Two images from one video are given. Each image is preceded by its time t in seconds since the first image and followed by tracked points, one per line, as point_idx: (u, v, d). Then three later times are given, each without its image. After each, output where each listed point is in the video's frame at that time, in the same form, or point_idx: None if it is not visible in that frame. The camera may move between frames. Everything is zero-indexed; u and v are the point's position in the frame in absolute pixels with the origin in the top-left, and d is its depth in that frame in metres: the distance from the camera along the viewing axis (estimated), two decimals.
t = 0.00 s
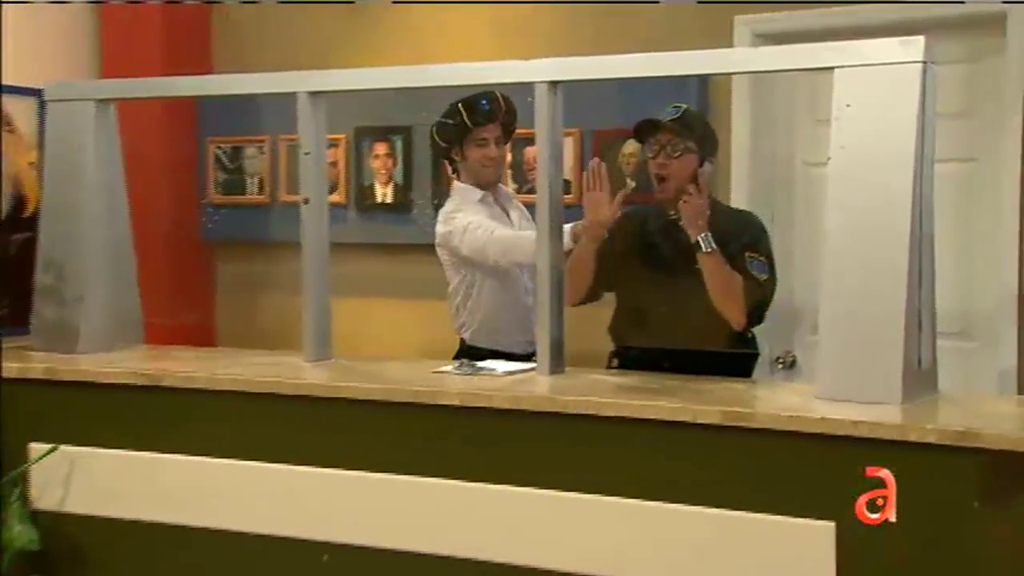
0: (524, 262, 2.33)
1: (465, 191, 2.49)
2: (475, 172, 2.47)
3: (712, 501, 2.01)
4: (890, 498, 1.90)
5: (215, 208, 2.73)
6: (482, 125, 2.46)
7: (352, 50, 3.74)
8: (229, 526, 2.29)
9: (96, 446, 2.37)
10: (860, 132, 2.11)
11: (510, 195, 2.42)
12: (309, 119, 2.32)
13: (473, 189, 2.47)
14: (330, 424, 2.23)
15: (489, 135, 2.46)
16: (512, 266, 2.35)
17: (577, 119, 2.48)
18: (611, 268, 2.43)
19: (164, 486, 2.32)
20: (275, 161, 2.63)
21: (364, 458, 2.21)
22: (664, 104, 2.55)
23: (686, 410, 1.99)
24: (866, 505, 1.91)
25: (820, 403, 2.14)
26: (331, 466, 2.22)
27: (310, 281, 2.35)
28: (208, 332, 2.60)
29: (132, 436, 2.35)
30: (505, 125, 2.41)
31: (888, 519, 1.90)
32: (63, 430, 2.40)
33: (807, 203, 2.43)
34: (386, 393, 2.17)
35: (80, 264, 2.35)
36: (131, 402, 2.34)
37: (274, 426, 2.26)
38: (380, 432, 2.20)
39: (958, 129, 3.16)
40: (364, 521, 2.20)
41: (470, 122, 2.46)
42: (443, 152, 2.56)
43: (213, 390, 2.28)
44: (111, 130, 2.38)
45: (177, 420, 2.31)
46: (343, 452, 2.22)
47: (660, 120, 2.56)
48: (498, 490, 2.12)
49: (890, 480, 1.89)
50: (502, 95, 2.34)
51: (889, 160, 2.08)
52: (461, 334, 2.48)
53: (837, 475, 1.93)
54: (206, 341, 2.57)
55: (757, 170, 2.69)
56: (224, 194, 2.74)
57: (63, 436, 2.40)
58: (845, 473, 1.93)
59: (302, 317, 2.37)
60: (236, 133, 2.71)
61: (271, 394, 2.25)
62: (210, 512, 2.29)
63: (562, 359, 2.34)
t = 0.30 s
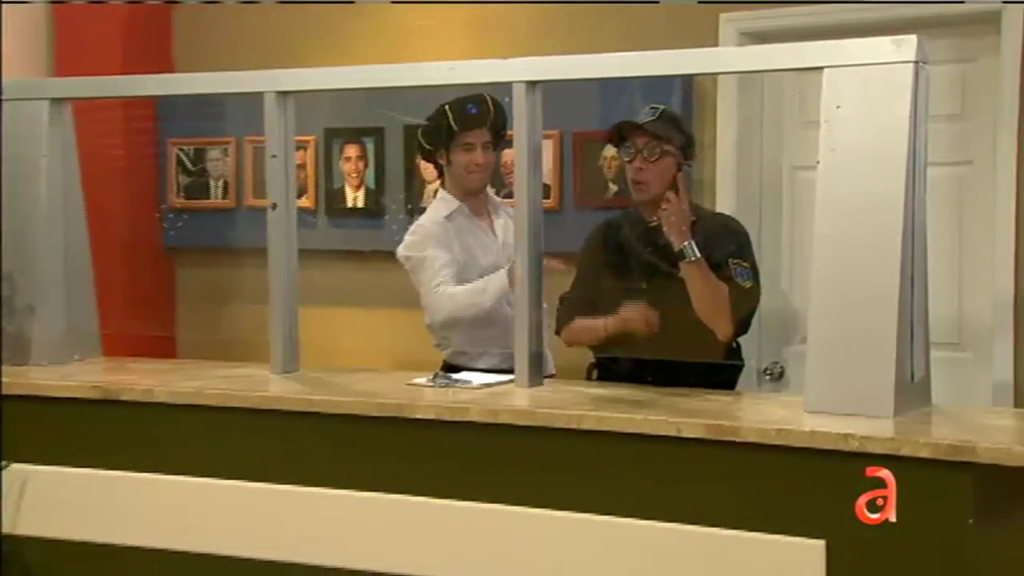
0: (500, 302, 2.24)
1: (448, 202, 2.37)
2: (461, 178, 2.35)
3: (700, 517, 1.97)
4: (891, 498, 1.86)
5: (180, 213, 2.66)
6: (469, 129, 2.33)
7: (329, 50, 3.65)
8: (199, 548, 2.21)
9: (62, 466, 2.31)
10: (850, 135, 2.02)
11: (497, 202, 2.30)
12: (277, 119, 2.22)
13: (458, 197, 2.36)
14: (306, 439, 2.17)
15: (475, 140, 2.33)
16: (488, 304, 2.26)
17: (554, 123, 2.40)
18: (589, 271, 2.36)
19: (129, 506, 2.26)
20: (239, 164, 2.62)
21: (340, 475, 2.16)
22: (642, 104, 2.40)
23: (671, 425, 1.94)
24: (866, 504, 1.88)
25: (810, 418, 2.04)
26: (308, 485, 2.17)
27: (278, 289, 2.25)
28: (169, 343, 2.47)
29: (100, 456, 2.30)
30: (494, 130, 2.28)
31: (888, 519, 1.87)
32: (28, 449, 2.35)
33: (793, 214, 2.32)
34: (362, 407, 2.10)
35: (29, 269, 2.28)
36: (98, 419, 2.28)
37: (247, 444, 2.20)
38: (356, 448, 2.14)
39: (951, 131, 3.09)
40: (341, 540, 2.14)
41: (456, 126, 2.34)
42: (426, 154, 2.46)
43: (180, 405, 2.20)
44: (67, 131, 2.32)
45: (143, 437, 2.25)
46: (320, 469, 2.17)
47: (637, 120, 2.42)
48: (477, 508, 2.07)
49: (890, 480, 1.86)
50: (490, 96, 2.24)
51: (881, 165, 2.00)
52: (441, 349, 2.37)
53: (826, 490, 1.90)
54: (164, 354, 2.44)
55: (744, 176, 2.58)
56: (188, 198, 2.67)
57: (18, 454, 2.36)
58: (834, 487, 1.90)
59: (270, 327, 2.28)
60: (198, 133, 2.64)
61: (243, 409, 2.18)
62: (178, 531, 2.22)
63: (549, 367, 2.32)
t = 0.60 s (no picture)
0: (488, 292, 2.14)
1: (419, 207, 2.30)
2: (431, 184, 2.28)
3: (692, 533, 1.91)
4: (891, 497, 1.79)
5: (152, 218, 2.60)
6: (438, 132, 2.26)
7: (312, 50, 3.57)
8: (174, 566, 2.14)
9: (32, 482, 2.24)
10: (843, 138, 1.95)
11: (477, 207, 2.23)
12: (250, 121, 2.15)
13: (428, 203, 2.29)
14: (282, 453, 2.09)
15: (445, 143, 2.27)
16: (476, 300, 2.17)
17: (538, 126, 2.32)
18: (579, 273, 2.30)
19: (101, 522, 2.19)
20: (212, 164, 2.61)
21: (318, 489, 2.08)
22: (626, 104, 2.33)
23: (660, 438, 1.87)
24: (865, 505, 1.81)
25: (804, 429, 1.97)
26: (284, 499, 2.10)
27: (252, 297, 2.17)
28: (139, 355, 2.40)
29: (72, 471, 2.23)
30: (464, 132, 2.22)
31: (888, 519, 1.80)
32: None
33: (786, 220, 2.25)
34: (340, 420, 2.03)
35: None
36: (68, 433, 2.21)
37: (222, 458, 2.13)
38: (334, 461, 2.07)
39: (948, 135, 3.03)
40: (320, 557, 2.06)
41: (424, 129, 2.26)
42: (395, 159, 2.39)
43: (152, 418, 2.13)
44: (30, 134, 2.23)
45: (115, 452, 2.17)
46: (297, 483, 2.09)
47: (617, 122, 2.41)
48: (461, 524, 2.00)
49: (891, 480, 1.78)
50: (461, 98, 2.18)
51: (877, 170, 1.92)
52: (418, 359, 2.30)
53: (821, 504, 1.83)
54: (133, 365, 2.35)
55: (735, 179, 2.51)
56: (161, 204, 2.61)
57: None
58: (829, 501, 1.83)
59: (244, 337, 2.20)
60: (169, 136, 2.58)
61: (216, 422, 2.10)
62: (152, 548, 2.15)
63: (532, 379, 2.20)
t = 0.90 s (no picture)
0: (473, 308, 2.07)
1: (396, 212, 2.23)
2: (409, 189, 2.23)
3: (687, 550, 1.84)
4: (891, 498, 1.71)
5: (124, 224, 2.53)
6: (417, 136, 2.22)
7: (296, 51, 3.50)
8: None
9: (2, 498, 2.16)
10: (840, 141, 1.88)
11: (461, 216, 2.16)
12: (225, 123, 2.07)
13: (406, 208, 2.22)
14: (260, 467, 2.02)
15: (425, 147, 2.22)
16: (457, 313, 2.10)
17: (528, 127, 2.25)
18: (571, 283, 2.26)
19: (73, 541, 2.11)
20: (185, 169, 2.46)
21: (298, 504, 2.01)
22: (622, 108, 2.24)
23: (651, 451, 1.81)
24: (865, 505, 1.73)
25: (800, 442, 1.90)
26: (264, 515, 2.02)
27: (228, 306, 2.09)
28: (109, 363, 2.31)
29: (42, 486, 2.15)
30: (443, 135, 2.19)
31: (888, 519, 1.72)
32: None
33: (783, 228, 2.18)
34: (319, 433, 1.96)
35: None
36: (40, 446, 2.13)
37: (198, 472, 2.05)
38: (314, 476, 1.99)
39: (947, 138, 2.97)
40: None
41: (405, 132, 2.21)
42: (375, 164, 2.31)
43: (124, 431, 2.06)
44: None
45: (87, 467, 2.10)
46: (276, 498, 2.02)
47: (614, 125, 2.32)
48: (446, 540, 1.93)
49: (890, 481, 1.70)
50: (441, 100, 2.11)
51: (875, 174, 1.86)
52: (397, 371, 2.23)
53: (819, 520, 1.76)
54: (104, 376, 2.26)
55: (728, 183, 2.45)
56: (131, 208, 2.54)
57: None
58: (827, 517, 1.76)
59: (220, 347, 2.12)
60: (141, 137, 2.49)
61: (191, 435, 2.03)
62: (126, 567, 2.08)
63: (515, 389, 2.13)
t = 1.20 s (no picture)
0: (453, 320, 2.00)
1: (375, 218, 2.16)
2: (391, 196, 2.16)
3: (681, 565, 1.77)
4: (892, 498, 1.64)
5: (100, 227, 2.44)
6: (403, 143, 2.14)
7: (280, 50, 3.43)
8: None
9: None
10: (840, 143, 1.82)
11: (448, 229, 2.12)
12: (202, 124, 2.00)
13: (385, 215, 2.15)
14: (238, 480, 1.95)
15: (411, 154, 2.15)
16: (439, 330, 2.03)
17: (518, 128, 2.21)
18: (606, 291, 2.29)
19: (45, 556, 2.04)
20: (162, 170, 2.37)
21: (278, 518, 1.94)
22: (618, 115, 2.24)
23: (644, 463, 1.74)
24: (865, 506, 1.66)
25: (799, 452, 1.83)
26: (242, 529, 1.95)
27: (205, 312, 2.02)
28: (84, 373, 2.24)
29: (15, 501, 2.07)
30: (431, 138, 2.13)
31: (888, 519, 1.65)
32: None
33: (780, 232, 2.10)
34: (300, 444, 1.89)
35: None
36: (11, 461, 2.05)
37: (174, 484, 1.98)
38: (295, 488, 1.92)
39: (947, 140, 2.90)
40: None
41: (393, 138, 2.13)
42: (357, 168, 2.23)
43: (97, 443, 1.98)
44: None
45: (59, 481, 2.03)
46: (256, 511, 1.95)
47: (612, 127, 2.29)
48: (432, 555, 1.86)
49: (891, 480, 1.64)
50: (428, 104, 2.08)
51: (875, 176, 1.79)
52: (377, 382, 2.16)
53: (818, 534, 1.70)
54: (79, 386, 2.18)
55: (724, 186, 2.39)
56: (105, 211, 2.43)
57: None
58: (826, 531, 1.69)
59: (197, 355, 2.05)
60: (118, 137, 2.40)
61: (167, 447, 1.96)
62: None
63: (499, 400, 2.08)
